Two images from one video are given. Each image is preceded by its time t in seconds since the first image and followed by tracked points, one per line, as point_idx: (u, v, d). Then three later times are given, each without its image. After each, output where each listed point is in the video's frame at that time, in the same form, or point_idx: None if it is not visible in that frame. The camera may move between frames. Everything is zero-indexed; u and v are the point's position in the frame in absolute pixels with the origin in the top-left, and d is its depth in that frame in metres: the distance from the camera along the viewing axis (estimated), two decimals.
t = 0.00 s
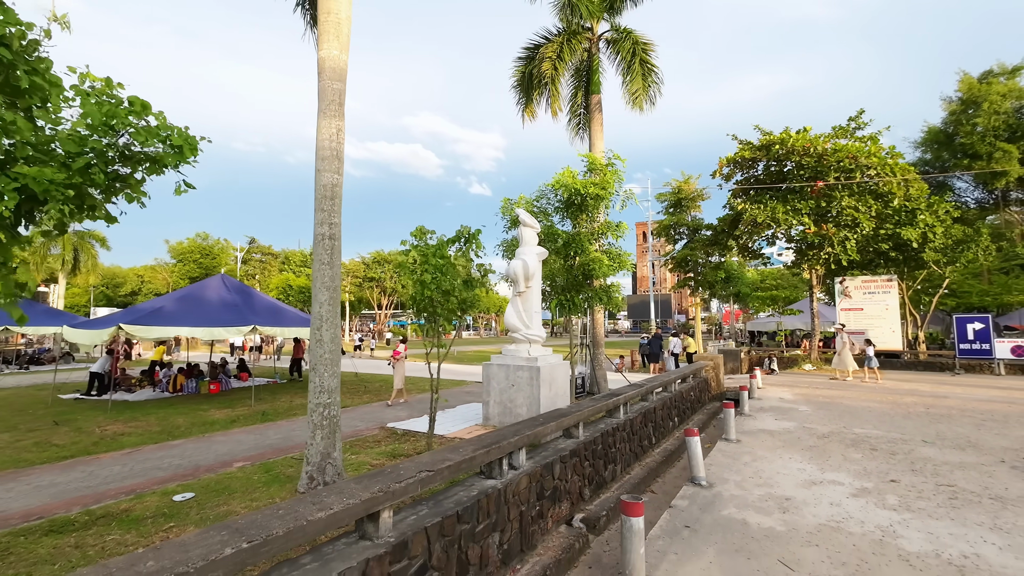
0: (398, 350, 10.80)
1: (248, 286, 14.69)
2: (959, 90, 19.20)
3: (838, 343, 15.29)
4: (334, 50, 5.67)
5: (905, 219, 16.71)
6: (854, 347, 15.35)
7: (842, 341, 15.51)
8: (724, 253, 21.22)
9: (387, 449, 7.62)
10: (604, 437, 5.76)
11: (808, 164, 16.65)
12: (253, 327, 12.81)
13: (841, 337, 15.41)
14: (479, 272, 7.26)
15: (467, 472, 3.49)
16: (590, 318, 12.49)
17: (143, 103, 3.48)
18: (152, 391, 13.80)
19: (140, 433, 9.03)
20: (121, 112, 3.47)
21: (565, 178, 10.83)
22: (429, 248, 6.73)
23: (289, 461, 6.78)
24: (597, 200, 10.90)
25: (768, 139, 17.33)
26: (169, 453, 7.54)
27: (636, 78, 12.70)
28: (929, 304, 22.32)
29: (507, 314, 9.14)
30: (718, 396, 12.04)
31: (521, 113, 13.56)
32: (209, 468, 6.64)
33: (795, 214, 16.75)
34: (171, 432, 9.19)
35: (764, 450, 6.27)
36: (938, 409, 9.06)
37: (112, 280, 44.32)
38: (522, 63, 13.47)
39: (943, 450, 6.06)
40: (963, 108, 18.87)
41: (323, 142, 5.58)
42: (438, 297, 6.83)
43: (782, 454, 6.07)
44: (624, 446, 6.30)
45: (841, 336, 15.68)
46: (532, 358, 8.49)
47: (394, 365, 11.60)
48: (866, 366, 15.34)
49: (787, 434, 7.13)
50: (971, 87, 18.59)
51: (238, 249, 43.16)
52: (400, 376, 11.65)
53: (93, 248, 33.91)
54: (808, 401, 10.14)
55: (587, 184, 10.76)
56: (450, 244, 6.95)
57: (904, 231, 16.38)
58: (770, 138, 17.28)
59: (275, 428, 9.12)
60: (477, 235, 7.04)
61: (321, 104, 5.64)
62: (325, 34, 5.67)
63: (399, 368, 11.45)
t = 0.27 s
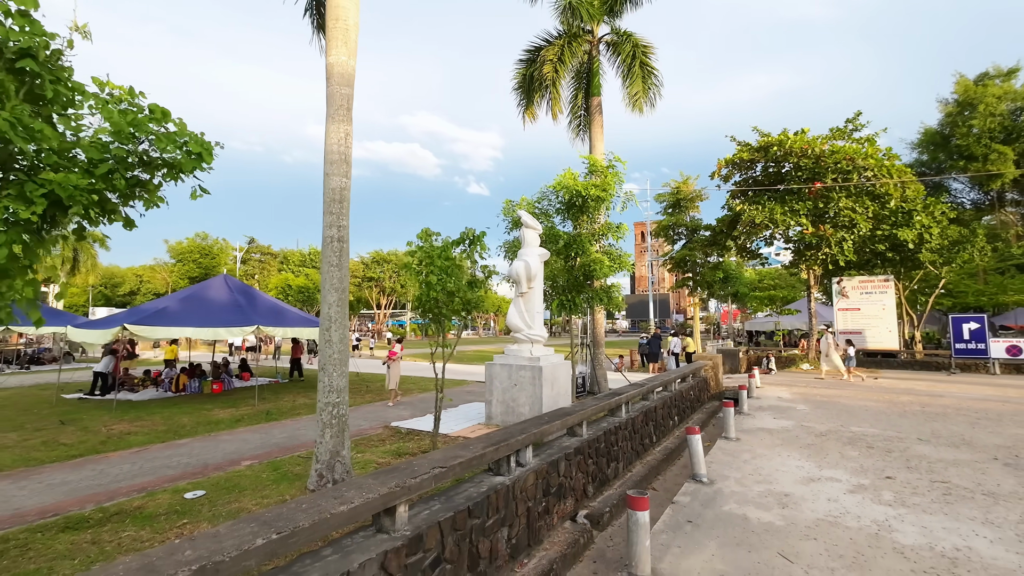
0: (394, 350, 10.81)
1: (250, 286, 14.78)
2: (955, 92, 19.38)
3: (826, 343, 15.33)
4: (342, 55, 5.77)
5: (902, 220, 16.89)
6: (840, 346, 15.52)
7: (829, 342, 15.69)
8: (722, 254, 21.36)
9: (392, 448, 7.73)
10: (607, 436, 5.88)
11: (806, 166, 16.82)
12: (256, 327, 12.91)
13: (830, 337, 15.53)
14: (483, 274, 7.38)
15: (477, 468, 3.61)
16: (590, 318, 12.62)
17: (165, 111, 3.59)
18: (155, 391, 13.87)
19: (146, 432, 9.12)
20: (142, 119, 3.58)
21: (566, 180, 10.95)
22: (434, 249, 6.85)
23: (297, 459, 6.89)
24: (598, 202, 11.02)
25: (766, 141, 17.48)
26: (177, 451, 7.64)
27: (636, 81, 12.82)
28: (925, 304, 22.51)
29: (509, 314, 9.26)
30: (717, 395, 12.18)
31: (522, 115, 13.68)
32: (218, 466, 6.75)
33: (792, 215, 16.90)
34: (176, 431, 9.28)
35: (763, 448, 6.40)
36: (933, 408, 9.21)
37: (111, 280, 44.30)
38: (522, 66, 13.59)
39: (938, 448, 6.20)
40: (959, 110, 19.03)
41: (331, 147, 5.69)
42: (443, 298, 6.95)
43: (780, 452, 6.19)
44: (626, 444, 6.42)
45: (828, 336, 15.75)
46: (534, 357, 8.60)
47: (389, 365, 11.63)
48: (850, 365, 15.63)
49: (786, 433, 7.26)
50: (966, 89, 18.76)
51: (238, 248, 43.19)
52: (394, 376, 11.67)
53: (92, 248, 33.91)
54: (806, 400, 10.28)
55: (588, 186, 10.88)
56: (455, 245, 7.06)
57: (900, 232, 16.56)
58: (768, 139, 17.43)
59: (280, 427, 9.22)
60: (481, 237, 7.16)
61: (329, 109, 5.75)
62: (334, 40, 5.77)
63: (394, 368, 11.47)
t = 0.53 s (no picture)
0: (390, 352, 10.80)
1: (253, 286, 14.85)
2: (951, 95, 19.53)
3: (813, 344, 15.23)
4: (350, 61, 5.86)
5: (899, 221, 17.04)
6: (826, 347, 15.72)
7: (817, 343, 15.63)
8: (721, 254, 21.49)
9: (397, 447, 7.82)
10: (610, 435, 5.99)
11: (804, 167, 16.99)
12: (260, 328, 13.00)
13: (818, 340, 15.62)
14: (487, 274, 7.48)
15: (488, 465, 3.72)
16: (591, 319, 12.70)
17: (185, 119, 3.69)
18: (158, 391, 13.94)
19: (152, 431, 9.21)
20: (162, 125, 3.69)
21: (567, 181, 11.06)
22: (440, 250, 6.95)
23: (304, 458, 6.99)
24: (599, 203, 11.13)
25: (764, 142, 17.62)
26: (185, 450, 7.72)
27: (636, 83, 12.94)
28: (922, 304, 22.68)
29: (512, 314, 9.36)
30: (717, 395, 12.30)
31: (523, 116, 13.79)
32: (226, 465, 6.84)
33: (791, 216, 17.03)
34: (182, 431, 9.37)
35: (764, 447, 6.52)
36: (930, 407, 9.34)
37: (110, 280, 44.26)
38: (524, 68, 13.70)
39: (934, 446, 6.32)
40: (955, 111, 19.19)
41: (340, 151, 5.78)
42: (448, 298, 7.04)
43: (780, 450, 6.31)
44: (629, 443, 6.53)
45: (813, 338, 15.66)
46: (537, 357, 8.71)
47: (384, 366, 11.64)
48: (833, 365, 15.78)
49: (785, 431, 7.39)
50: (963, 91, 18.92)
51: (237, 248, 43.24)
52: (389, 377, 11.68)
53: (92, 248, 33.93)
54: (804, 400, 10.40)
55: (589, 187, 10.98)
56: (460, 247, 7.17)
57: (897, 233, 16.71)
58: (767, 141, 17.57)
59: (285, 426, 9.30)
60: (486, 238, 7.26)
61: (338, 113, 5.84)
62: (342, 45, 5.86)
63: (389, 369, 11.48)
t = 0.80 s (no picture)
0: (386, 352, 10.78)
1: (256, 286, 14.93)
2: (949, 96, 19.69)
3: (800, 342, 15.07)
4: (360, 65, 5.97)
5: (897, 222, 17.19)
6: (816, 347, 15.84)
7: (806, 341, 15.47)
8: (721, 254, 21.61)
9: (404, 445, 7.92)
10: (615, 433, 6.10)
11: (804, 168, 17.15)
12: (263, 328, 13.08)
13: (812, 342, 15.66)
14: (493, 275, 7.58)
15: (501, 461, 3.83)
16: (593, 319, 12.81)
17: (206, 124, 3.79)
18: (162, 391, 14.00)
19: (159, 431, 9.29)
20: (183, 130, 3.79)
21: (570, 183, 11.17)
22: (446, 252, 7.05)
23: (313, 456, 7.09)
24: (601, 205, 11.24)
25: (764, 144, 17.76)
26: (193, 449, 7.81)
27: (637, 85, 13.06)
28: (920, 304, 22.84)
29: (516, 315, 9.47)
30: (717, 394, 12.42)
31: (525, 118, 13.90)
32: (236, 463, 6.94)
33: (790, 217, 17.17)
34: (189, 430, 9.45)
35: (765, 444, 6.64)
36: (929, 406, 9.47)
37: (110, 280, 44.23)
38: (526, 70, 13.81)
39: (933, 444, 6.44)
40: (953, 113, 19.34)
41: (350, 154, 5.88)
42: (455, 298, 7.14)
43: (782, 448, 6.44)
44: (633, 441, 6.63)
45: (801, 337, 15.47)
46: (541, 357, 8.82)
47: (378, 367, 11.63)
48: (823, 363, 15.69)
49: (786, 429, 7.50)
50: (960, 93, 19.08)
51: (237, 249, 43.28)
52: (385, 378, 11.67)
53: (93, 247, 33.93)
54: (804, 399, 10.52)
55: (592, 189, 11.09)
56: (465, 248, 7.27)
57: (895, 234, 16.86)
58: (766, 142, 17.71)
59: (291, 426, 9.38)
60: (491, 239, 7.36)
61: (348, 117, 5.95)
62: (352, 50, 5.96)
63: (383, 370, 11.43)
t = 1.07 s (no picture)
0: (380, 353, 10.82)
1: (259, 287, 15.03)
2: (946, 98, 19.85)
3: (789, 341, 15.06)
4: (370, 70, 6.07)
5: (895, 223, 17.33)
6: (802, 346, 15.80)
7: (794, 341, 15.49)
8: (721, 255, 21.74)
9: (410, 444, 8.02)
10: (620, 431, 6.20)
11: (803, 170, 17.29)
12: (267, 328, 13.17)
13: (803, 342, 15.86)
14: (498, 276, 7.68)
15: (512, 458, 3.95)
16: (595, 319, 12.92)
17: (226, 130, 3.88)
18: (166, 391, 14.07)
19: (166, 430, 9.38)
20: (204, 136, 3.90)
21: (572, 185, 11.29)
22: (453, 253, 7.16)
23: (321, 454, 7.19)
24: (603, 206, 11.36)
25: (764, 145, 17.91)
26: (202, 448, 7.91)
27: (638, 88, 13.18)
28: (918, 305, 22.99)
29: (520, 315, 9.57)
30: (718, 393, 12.54)
31: (527, 120, 14.02)
32: (246, 461, 7.04)
33: (790, 217, 17.31)
34: (196, 429, 9.54)
35: (767, 442, 6.77)
36: (927, 405, 9.59)
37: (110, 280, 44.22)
38: (528, 72, 13.93)
39: (931, 442, 6.57)
40: (951, 115, 19.48)
41: (360, 157, 5.98)
42: (461, 299, 7.24)
43: (783, 446, 6.56)
44: (636, 439, 6.73)
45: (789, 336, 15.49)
46: (545, 357, 8.93)
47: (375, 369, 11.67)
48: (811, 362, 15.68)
49: (787, 428, 7.62)
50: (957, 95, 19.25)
51: (237, 249, 43.34)
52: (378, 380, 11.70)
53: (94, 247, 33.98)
54: (804, 398, 10.64)
55: (594, 190, 11.20)
56: (471, 250, 7.38)
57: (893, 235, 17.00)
58: (766, 144, 17.85)
59: (297, 425, 9.48)
60: (496, 241, 7.48)
61: (358, 121, 6.06)
62: (362, 55, 6.07)
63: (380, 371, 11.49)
